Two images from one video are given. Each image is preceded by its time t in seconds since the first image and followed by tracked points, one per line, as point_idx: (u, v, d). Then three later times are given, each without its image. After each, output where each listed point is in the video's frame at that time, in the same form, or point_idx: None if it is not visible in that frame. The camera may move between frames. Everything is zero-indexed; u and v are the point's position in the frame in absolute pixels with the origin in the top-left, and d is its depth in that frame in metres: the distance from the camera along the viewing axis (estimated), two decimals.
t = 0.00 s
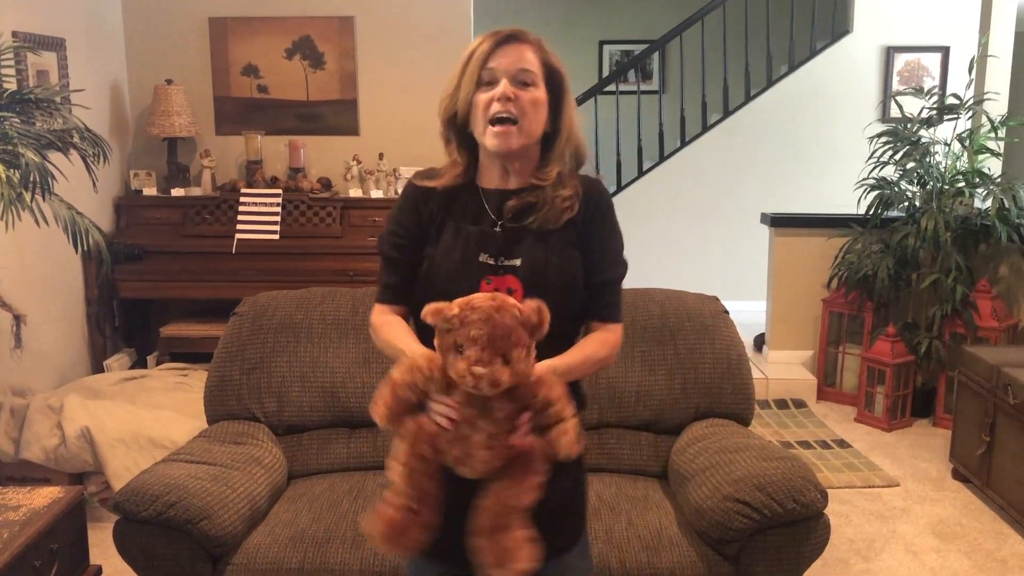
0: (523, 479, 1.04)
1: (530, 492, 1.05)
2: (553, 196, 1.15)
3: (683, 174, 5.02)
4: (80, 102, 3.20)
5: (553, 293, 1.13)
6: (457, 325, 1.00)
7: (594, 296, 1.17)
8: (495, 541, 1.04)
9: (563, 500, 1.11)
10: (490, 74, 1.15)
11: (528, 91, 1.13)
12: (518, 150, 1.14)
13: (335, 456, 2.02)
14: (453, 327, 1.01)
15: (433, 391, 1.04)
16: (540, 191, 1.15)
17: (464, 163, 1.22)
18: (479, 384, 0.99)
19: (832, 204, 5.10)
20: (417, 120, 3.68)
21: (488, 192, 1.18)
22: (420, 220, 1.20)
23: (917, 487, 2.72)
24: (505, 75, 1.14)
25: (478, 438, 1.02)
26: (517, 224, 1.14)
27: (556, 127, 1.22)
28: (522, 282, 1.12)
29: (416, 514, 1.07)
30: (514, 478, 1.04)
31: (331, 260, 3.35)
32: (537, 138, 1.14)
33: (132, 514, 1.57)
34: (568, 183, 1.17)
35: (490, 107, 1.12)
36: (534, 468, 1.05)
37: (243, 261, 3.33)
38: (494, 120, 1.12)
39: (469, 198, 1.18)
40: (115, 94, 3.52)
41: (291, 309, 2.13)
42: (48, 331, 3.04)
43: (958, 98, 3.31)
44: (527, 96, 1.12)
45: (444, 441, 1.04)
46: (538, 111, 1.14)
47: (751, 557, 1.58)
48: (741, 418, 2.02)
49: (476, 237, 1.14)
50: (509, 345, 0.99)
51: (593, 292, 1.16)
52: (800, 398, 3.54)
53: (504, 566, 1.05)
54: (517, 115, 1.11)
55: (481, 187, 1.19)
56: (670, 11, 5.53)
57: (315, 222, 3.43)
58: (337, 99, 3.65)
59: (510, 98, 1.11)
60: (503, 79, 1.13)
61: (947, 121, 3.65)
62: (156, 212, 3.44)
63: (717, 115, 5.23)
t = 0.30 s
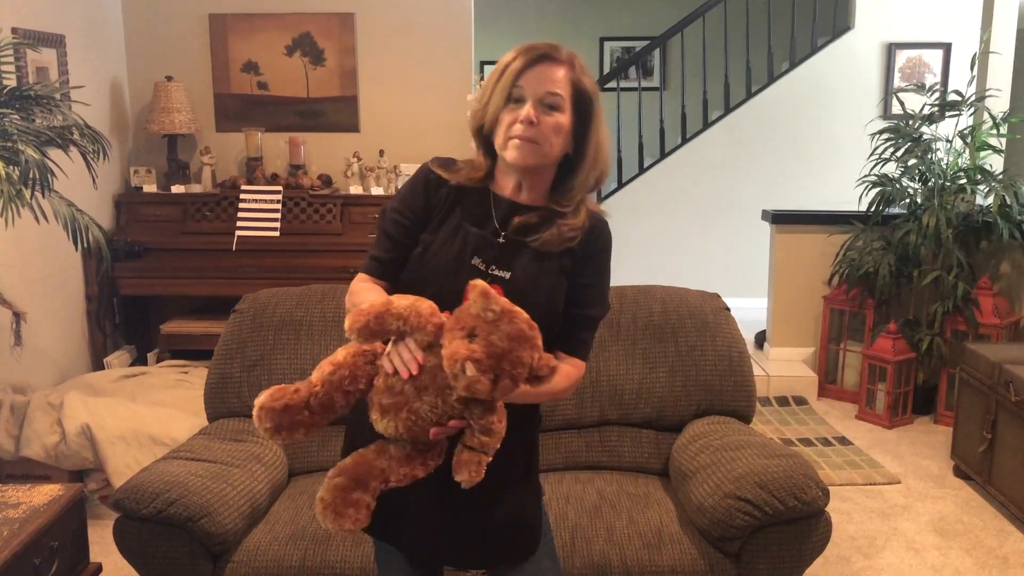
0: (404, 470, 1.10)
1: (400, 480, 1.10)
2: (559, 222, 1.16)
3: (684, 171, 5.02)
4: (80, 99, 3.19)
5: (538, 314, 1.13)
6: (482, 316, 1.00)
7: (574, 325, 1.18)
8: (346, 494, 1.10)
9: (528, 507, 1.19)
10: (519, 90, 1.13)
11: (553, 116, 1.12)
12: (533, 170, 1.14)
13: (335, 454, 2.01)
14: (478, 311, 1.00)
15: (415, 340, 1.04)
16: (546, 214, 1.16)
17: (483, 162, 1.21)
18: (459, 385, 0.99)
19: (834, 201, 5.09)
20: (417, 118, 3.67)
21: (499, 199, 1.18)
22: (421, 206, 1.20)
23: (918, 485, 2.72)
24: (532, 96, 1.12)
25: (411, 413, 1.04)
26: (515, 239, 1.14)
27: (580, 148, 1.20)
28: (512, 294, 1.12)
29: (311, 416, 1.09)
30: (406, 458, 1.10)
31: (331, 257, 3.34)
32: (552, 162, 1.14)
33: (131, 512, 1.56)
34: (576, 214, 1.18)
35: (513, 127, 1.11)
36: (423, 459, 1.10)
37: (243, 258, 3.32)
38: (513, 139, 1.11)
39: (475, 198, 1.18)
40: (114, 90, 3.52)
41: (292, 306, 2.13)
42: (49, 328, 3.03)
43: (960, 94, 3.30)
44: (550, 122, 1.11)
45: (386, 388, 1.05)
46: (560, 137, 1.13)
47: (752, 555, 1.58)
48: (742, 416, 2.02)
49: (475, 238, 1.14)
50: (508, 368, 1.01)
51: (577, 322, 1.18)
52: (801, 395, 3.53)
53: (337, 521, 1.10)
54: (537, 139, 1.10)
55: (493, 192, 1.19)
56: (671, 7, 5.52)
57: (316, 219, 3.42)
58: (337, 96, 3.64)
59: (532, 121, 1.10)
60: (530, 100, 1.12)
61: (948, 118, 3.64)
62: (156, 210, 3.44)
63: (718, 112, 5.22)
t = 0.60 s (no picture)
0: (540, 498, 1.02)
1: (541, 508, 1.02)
2: (586, 212, 1.16)
3: (684, 169, 5.01)
4: (79, 96, 3.19)
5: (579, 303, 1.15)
6: (551, 336, 0.93)
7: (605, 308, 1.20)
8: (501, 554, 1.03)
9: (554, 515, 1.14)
10: (525, 82, 1.11)
11: (566, 102, 1.10)
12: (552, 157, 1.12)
13: (335, 452, 2.02)
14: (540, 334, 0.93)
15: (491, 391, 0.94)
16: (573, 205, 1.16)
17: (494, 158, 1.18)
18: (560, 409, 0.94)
19: (833, 199, 5.09)
20: (417, 115, 3.67)
21: (521, 194, 1.15)
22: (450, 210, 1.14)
23: (918, 483, 2.72)
24: (542, 85, 1.10)
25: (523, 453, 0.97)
26: (551, 234, 1.14)
27: (591, 134, 1.20)
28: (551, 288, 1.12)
29: (442, 505, 1.00)
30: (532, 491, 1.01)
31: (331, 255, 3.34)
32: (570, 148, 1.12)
33: (131, 509, 1.56)
34: (600, 201, 1.18)
35: (528, 117, 1.09)
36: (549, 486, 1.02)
37: (242, 255, 3.32)
38: (528, 129, 1.09)
39: (503, 197, 1.15)
40: (114, 88, 3.51)
41: (291, 304, 2.13)
42: (48, 326, 3.03)
43: (960, 92, 3.30)
44: (564, 107, 1.09)
45: (486, 441, 0.96)
46: (576, 123, 1.11)
47: (752, 553, 1.57)
48: (741, 414, 2.02)
49: (511, 236, 1.12)
50: (594, 370, 0.95)
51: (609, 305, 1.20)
52: (801, 393, 3.53)
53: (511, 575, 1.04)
54: (554, 128, 1.08)
55: (514, 188, 1.16)
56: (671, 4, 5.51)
57: (316, 217, 3.42)
58: (337, 93, 3.64)
59: (546, 109, 1.08)
60: (541, 89, 1.10)
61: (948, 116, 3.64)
62: (156, 207, 3.43)
63: (718, 110, 5.22)
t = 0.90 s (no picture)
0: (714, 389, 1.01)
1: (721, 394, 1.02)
2: (607, 182, 1.14)
3: (683, 167, 5.01)
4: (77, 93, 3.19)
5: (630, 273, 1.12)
6: (601, 316, 0.90)
7: (656, 261, 1.16)
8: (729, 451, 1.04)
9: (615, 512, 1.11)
10: (516, 71, 1.11)
11: (561, 85, 1.10)
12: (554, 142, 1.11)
13: (334, 450, 2.02)
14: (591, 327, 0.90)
15: (610, 392, 0.92)
16: (592, 181, 1.13)
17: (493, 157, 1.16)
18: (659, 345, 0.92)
19: (832, 197, 5.08)
20: (417, 113, 3.66)
21: (534, 187, 1.13)
22: (479, 228, 1.11)
23: (917, 481, 2.72)
24: (533, 73, 1.10)
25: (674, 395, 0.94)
26: (583, 215, 1.11)
27: (585, 114, 1.19)
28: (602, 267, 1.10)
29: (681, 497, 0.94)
30: (706, 395, 1.00)
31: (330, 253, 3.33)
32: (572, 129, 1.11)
33: (129, 508, 1.56)
34: (614, 169, 1.15)
35: (525, 106, 1.08)
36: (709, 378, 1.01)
37: (242, 253, 3.32)
38: (528, 117, 1.08)
39: (522, 198, 1.12)
40: (113, 85, 3.51)
41: (291, 302, 2.12)
42: (47, 324, 3.03)
43: (960, 90, 3.29)
44: (560, 90, 1.09)
45: (644, 420, 0.93)
46: (573, 103, 1.11)
47: (752, 552, 1.58)
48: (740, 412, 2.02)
49: (546, 233, 1.09)
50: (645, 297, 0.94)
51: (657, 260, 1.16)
52: (801, 391, 3.53)
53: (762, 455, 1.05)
54: (553, 112, 1.08)
55: (525, 183, 1.14)
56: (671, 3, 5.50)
57: (316, 215, 3.42)
58: (336, 91, 3.63)
59: (543, 94, 1.08)
60: (533, 76, 1.09)
61: (948, 114, 3.63)
62: (155, 205, 3.43)
63: (717, 108, 5.22)
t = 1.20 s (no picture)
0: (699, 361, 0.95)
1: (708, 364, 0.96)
2: (591, 188, 1.13)
3: (684, 167, 5.01)
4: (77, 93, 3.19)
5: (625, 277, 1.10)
6: (543, 337, 0.88)
7: (653, 257, 1.14)
8: (735, 426, 0.95)
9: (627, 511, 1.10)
10: (503, 85, 1.11)
11: (548, 98, 1.10)
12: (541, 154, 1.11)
13: (334, 450, 2.02)
14: (534, 349, 0.89)
15: (581, 404, 0.89)
16: (577, 188, 1.13)
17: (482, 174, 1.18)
18: (609, 347, 0.87)
19: (831, 197, 5.08)
20: (416, 113, 3.66)
21: (519, 201, 1.14)
22: (466, 245, 1.14)
23: (916, 481, 2.72)
24: (521, 86, 1.10)
25: (648, 384, 0.90)
26: (568, 224, 1.11)
27: (572, 125, 1.18)
28: (596, 274, 1.09)
29: (692, 480, 0.90)
30: (694, 371, 0.94)
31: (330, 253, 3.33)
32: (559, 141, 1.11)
33: (129, 508, 1.56)
34: (598, 174, 1.15)
35: (512, 119, 1.09)
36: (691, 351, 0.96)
37: (241, 254, 3.32)
38: (515, 131, 1.08)
39: (506, 212, 1.14)
40: (112, 85, 3.51)
41: (290, 302, 2.12)
42: (47, 324, 3.03)
43: (960, 90, 3.29)
44: (547, 103, 1.09)
45: (627, 416, 0.90)
46: (560, 116, 1.11)
47: (751, 552, 1.58)
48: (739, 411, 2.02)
49: (532, 246, 1.10)
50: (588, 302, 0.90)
51: (655, 257, 1.14)
52: (800, 392, 3.53)
53: (764, 419, 0.95)
54: (540, 125, 1.08)
55: (511, 198, 1.15)
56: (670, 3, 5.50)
57: (315, 215, 3.42)
58: (336, 91, 3.63)
59: (531, 108, 1.08)
60: (521, 88, 1.10)
61: (947, 114, 3.63)
62: (155, 205, 3.43)
63: (717, 108, 5.22)
